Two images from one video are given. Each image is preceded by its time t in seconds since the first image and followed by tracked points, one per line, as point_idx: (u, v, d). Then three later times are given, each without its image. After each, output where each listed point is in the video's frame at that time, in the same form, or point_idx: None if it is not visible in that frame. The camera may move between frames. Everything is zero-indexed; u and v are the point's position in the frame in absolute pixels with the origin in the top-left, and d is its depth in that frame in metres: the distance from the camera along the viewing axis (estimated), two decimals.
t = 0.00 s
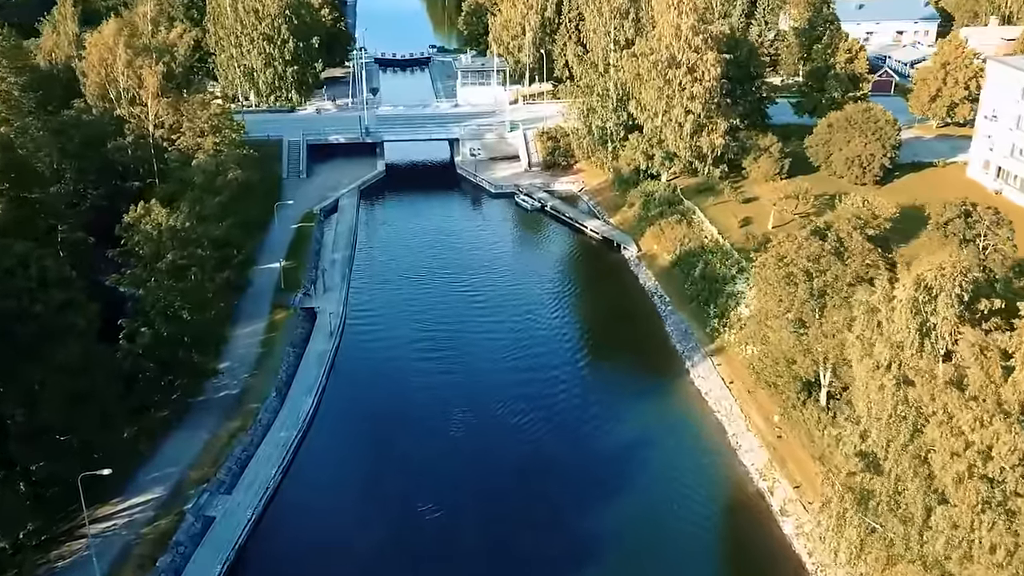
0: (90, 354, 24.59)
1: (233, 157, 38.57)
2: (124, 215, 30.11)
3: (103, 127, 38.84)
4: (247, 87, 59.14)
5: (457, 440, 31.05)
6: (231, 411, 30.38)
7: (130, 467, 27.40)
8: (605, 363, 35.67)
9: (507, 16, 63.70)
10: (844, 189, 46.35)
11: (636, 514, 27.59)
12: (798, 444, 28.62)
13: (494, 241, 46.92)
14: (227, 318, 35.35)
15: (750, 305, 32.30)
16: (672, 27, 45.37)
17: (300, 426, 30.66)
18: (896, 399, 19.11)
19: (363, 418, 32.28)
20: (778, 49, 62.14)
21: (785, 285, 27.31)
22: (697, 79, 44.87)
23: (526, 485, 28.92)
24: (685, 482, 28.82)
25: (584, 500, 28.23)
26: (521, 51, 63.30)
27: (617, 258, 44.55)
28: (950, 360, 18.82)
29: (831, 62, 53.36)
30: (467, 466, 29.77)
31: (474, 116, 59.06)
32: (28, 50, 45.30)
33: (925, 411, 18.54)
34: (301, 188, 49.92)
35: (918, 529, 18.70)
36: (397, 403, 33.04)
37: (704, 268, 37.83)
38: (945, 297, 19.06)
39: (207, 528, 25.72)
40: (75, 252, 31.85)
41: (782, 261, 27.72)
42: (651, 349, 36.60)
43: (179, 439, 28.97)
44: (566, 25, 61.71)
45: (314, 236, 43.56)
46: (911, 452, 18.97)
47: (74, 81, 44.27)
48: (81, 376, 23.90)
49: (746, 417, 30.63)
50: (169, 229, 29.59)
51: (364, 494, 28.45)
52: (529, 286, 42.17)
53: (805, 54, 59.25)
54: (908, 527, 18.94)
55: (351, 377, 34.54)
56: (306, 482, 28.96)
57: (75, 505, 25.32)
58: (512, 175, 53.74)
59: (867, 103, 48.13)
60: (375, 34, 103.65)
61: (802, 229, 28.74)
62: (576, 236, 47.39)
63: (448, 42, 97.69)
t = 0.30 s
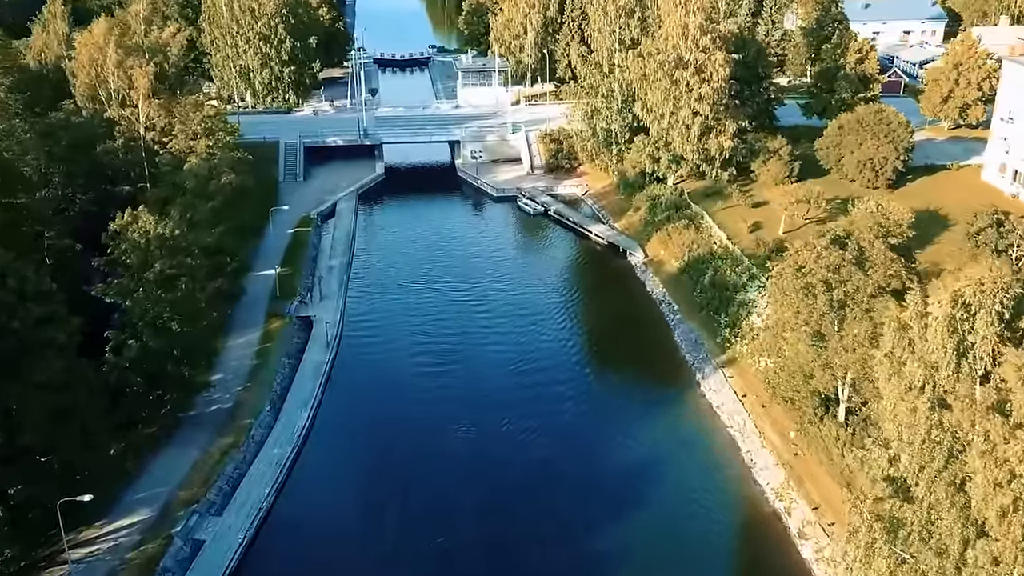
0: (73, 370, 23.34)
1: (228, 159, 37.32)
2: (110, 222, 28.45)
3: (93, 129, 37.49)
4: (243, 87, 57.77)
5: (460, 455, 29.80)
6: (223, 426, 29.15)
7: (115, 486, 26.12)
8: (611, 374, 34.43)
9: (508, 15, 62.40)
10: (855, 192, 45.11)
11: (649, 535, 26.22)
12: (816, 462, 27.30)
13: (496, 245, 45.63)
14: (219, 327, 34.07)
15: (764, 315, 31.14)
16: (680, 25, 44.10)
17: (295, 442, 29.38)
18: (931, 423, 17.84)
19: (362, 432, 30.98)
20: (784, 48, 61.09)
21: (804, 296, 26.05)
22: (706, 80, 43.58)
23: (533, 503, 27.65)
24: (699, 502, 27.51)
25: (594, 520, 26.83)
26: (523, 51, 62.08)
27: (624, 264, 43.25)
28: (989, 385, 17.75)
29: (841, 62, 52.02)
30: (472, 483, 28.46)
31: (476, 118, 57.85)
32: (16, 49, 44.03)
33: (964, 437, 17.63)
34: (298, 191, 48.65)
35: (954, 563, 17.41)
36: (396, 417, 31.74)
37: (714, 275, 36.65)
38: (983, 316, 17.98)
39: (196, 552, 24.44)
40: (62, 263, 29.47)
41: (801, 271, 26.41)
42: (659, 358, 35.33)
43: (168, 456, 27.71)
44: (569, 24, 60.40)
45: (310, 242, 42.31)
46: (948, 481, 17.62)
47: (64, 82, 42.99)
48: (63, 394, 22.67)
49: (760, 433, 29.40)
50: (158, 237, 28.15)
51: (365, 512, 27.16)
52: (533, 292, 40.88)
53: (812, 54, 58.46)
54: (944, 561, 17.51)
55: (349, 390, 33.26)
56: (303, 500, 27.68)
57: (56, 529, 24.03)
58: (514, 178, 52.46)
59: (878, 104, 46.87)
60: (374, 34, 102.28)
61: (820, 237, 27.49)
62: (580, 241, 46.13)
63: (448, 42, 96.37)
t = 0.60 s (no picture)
0: (54, 388, 22.12)
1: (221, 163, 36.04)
2: (94, 231, 27.22)
3: (81, 131, 36.14)
4: (239, 88, 56.72)
5: (465, 467, 28.76)
6: (213, 443, 27.90)
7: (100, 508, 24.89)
8: (618, 385, 33.16)
9: (510, 15, 61.09)
10: (866, 197, 43.87)
11: (661, 557, 24.94)
12: (834, 481, 26.10)
13: (498, 251, 44.30)
14: (211, 338, 32.83)
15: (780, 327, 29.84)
16: (687, 25, 42.83)
17: (288, 460, 28.11)
18: (968, 451, 16.78)
19: (362, 445, 29.86)
20: (791, 48, 59.83)
21: (823, 309, 24.81)
22: (713, 81, 42.33)
23: (542, 519, 26.48)
24: (713, 522, 26.23)
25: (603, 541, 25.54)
26: (525, 51, 60.79)
27: (630, 271, 41.89)
28: None
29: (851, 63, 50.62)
30: (478, 497, 27.41)
31: (476, 119, 56.59)
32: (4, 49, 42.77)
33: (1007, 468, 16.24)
34: (294, 195, 47.38)
35: None
36: (397, 429, 30.65)
37: (724, 283, 35.48)
38: None
39: None
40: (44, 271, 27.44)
41: (819, 281, 25.21)
42: (668, 369, 34.01)
43: (156, 475, 26.44)
44: (572, 24, 59.13)
45: (306, 248, 41.04)
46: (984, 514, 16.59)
47: (53, 83, 41.73)
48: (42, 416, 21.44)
49: (775, 450, 28.19)
50: (145, 246, 26.89)
51: (366, 526, 26.10)
52: (536, 300, 39.57)
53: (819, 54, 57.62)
54: None
55: (345, 403, 32.00)
56: (301, 515, 26.60)
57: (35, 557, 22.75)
58: (516, 182, 51.18)
59: (889, 105, 45.44)
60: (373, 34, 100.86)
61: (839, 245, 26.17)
62: (584, 247, 44.85)
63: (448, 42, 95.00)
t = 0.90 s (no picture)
0: (30, 409, 20.89)
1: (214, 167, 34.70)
2: (77, 241, 25.81)
3: (68, 135, 34.85)
4: (233, 89, 55.33)
5: (470, 481, 27.78)
6: (202, 463, 26.60)
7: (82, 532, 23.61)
8: (626, 399, 31.91)
9: (511, 14, 59.84)
10: (878, 201, 42.63)
11: None
12: (854, 503, 24.86)
13: (499, 257, 43.02)
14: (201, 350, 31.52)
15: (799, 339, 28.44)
16: (694, 24, 41.59)
17: (281, 480, 26.82)
18: (1010, 484, 15.53)
19: (362, 459, 28.82)
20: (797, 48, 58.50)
21: (842, 323, 23.53)
22: (720, 82, 41.13)
23: (552, 539, 25.38)
24: (726, 544, 25.06)
25: (614, 561, 24.47)
26: (526, 51, 59.56)
27: (635, 279, 40.58)
28: None
29: (861, 64, 49.49)
30: (484, 513, 26.41)
31: (476, 121, 55.36)
32: None
33: None
34: (289, 200, 46.11)
35: None
36: (398, 441, 29.64)
37: (733, 292, 34.26)
38: None
39: None
40: (31, 279, 26.30)
41: (838, 294, 23.86)
42: (677, 382, 32.70)
43: (141, 497, 25.16)
44: (574, 23, 57.92)
45: (301, 255, 39.77)
46: None
47: (40, 84, 40.44)
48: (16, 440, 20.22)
49: (791, 469, 26.90)
50: (129, 256, 25.48)
51: (371, 543, 25.19)
52: (539, 308, 38.28)
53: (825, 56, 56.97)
54: None
55: (341, 417, 30.78)
56: (299, 530, 25.70)
57: None
58: (518, 185, 49.94)
59: (900, 107, 44.29)
60: (370, 34, 99.65)
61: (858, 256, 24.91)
62: (587, 253, 43.57)
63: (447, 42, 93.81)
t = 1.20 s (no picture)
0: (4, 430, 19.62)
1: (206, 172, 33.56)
2: (56, 253, 24.78)
3: (54, 139, 33.30)
4: (228, 91, 54.14)
5: (472, 489, 27.06)
6: (189, 485, 25.34)
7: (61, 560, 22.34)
8: (631, 407, 30.98)
9: (511, 14, 58.55)
10: (891, 207, 41.40)
11: None
12: (875, 529, 23.62)
13: (498, 264, 41.78)
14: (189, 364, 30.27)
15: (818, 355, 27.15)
16: (701, 24, 40.29)
17: (272, 502, 25.53)
18: None
19: (360, 466, 28.02)
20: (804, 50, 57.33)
21: (864, 340, 22.25)
22: (728, 84, 39.92)
23: (552, 549, 24.67)
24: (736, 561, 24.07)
25: None
26: (527, 52, 58.27)
27: (639, 287, 39.30)
28: None
29: (871, 65, 48.25)
30: (486, 523, 25.68)
31: (476, 124, 54.16)
32: None
33: None
34: (284, 205, 44.84)
35: None
36: (398, 448, 28.89)
37: (744, 302, 33.12)
38: None
39: None
40: (13, 289, 25.18)
41: (860, 308, 22.60)
42: (685, 396, 31.41)
43: (124, 522, 23.89)
44: (576, 23, 56.71)
45: (295, 263, 38.51)
46: None
47: (26, 86, 39.15)
48: None
49: (809, 491, 25.67)
50: (111, 269, 24.40)
51: (369, 552, 24.51)
52: (541, 316, 37.01)
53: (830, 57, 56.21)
54: None
55: (338, 431, 29.65)
56: (302, 531, 25.26)
57: None
58: (518, 190, 48.67)
59: (912, 110, 43.14)
60: (368, 34, 98.29)
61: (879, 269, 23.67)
62: (591, 260, 42.28)
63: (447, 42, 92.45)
